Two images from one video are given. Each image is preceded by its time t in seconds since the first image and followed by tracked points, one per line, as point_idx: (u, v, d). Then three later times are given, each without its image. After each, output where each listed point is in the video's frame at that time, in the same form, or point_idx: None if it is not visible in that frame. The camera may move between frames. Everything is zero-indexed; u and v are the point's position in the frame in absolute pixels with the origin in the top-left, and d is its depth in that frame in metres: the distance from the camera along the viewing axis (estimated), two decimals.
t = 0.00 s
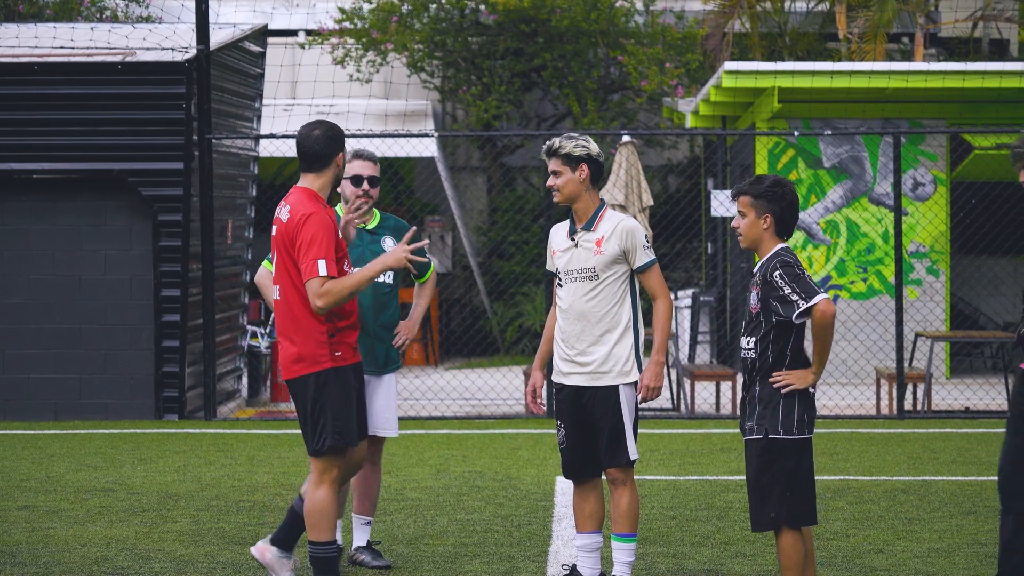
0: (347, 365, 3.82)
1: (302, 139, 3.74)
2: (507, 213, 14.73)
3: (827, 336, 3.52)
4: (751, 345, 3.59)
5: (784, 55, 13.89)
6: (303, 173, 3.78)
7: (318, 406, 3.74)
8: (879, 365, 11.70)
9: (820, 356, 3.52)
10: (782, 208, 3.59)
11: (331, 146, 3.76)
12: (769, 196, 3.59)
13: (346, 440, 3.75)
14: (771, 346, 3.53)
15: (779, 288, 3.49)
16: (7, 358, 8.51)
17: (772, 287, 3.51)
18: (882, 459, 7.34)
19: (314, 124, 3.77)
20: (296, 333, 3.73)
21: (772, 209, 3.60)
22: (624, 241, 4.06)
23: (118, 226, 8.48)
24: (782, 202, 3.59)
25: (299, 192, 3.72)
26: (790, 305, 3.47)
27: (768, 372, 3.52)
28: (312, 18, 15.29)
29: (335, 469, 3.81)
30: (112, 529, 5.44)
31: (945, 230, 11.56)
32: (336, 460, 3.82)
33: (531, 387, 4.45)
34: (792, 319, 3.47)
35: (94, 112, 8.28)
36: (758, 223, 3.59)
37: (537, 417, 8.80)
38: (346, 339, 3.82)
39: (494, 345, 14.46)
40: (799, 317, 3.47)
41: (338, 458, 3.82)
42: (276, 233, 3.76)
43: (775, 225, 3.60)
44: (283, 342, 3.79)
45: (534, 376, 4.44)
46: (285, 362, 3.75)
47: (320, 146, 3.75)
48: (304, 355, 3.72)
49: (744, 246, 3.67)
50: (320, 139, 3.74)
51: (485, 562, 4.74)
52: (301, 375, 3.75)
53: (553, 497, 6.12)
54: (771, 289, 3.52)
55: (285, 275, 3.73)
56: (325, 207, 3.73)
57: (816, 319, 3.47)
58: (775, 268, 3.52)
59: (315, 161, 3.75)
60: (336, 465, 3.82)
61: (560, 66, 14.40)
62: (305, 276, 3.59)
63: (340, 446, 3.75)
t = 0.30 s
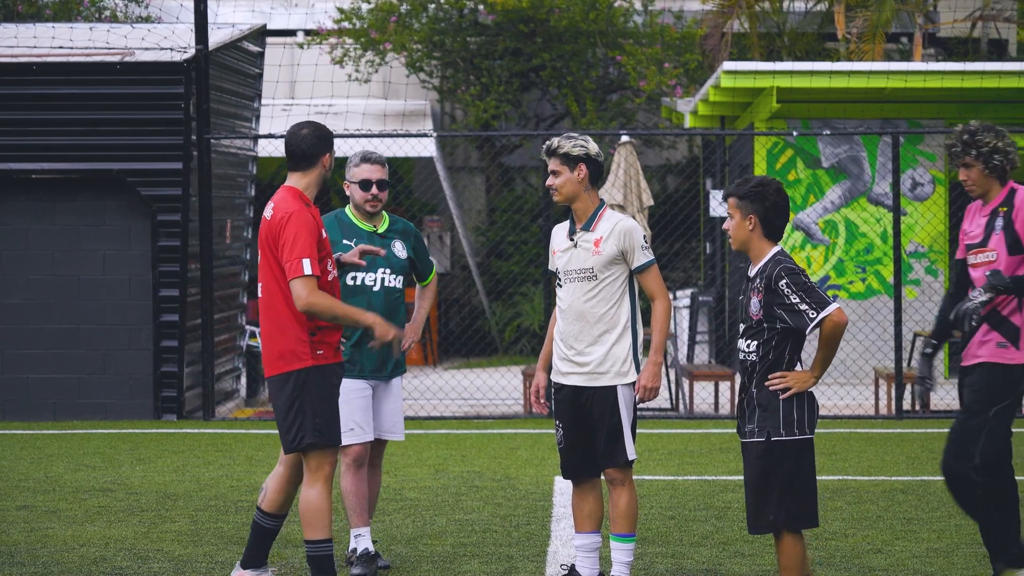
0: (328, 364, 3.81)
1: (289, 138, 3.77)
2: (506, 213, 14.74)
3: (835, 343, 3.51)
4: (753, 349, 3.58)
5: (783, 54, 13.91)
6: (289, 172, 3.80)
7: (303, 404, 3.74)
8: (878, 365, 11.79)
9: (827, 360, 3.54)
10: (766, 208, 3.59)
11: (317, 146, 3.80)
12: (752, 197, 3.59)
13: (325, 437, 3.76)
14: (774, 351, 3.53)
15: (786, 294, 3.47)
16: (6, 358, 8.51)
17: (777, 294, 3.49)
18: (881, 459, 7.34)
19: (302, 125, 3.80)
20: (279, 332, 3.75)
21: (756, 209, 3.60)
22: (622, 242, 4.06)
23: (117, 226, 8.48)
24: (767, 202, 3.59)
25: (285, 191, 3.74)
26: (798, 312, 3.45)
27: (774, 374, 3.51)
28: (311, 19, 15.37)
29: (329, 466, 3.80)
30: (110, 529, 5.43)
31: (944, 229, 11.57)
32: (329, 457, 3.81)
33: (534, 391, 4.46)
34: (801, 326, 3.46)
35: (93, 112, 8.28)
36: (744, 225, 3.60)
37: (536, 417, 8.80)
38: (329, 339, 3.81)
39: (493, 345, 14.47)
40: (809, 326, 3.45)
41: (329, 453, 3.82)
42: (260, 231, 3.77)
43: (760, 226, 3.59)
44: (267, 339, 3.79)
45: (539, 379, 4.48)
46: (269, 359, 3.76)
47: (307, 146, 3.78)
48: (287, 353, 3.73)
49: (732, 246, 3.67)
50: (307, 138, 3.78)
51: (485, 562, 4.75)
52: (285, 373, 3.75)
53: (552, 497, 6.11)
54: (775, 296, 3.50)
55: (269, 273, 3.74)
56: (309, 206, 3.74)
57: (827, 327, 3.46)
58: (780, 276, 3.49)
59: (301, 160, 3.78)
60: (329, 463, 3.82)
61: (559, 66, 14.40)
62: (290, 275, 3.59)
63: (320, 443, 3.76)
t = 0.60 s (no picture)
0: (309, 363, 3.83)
1: (278, 140, 3.82)
2: (506, 213, 14.74)
3: (834, 347, 3.50)
4: (755, 352, 3.58)
5: (783, 54, 13.92)
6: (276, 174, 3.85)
7: (287, 404, 3.77)
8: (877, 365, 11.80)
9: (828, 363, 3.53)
10: (756, 212, 3.60)
11: (304, 149, 3.85)
12: (742, 202, 3.62)
13: (309, 437, 3.80)
14: (774, 356, 3.54)
15: (782, 300, 3.46)
16: (6, 358, 8.51)
17: (773, 301, 3.49)
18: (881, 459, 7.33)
19: (290, 128, 3.86)
20: (262, 330, 3.79)
21: (748, 214, 3.61)
22: (622, 242, 4.06)
23: (117, 226, 8.48)
24: (757, 206, 3.61)
25: (270, 191, 3.78)
26: (795, 317, 3.45)
27: (777, 378, 3.51)
28: (310, 19, 15.42)
29: (318, 464, 3.81)
30: (110, 529, 5.43)
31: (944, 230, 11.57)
32: (317, 455, 3.82)
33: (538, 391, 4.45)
34: (798, 331, 3.45)
35: (93, 112, 8.28)
36: (736, 229, 3.62)
37: (536, 417, 8.81)
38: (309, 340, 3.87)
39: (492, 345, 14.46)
40: (806, 331, 3.43)
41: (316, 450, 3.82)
42: (244, 230, 3.81)
43: (752, 230, 3.60)
44: (248, 338, 3.84)
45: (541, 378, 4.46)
46: (249, 358, 3.80)
47: (294, 148, 3.83)
48: (267, 351, 3.77)
49: (727, 250, 3.70)
50: (296, 140, 3.82)
51: (484, 563, 4.75)
52: (268, 371, 3.79)
53: (552, 497, 6.12)
54: (773, 301, 3.49)
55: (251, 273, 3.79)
56: (294, 208, 3.79)
57: (825, 330, 3.45)
58: (775, 281, 3.49)
59: (288, 162, 3.84)
60: (318, 460, 3.83)
61: (559, 66, 14.41)
62: (272, 277, 3.65)
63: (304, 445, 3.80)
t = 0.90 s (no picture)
0: (286, 359, 3.94)
1: (269, 140, 3.96)
2: (506, 213, 14.74)
3: (822, 347, 3.50)
4: (745, 353, 3.58)
5: (784, 55, 13.93)
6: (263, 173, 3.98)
7: (265, 400, 3.87)
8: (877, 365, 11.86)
9: (816, 365, 3.55)
10: (748, 211, 3.60)
11: (292, 150, 3.97)
12: (735, 201, 3.61)
13: (290, 433, 3.89)
14: (763, 356, 3.54)
15: (769, 301, 3.46)
16: (6, 358, 8.51)
17: (762, 302, 3.47)
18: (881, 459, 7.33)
19: (281, 130, 3.99)
20: (241, 324, 3.89)
21: (739, 213, 3.61)
22: (622, 241, 4.06)
23: (117, 227, 8.48)
24: (749, 205, 3.60)
25: (256, 189, 3.92)
26: (784, 319, 3.44)
27: (766, 378, 3.51)
28: (311, 19, 15.45)
29: (297, 459, 3.90)
30: (110, 529, 5.43)
31: (943, 230, 11.65)
32: (298, 451, 3.91)
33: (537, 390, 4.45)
34: (786, 332, 3.44)
35: (93, 112, 8.29)
36: (728, 228, 3.61)
37: (536, 417, 8.81)
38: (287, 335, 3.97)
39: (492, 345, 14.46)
40: (794, 333, 3.43)
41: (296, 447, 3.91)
42: (228, 227, 3.93)
43: (744, 229, 3.60)
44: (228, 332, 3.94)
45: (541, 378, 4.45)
46: (228, 351, 3.89)
47: (282, 148, 3.96)
48: (248, 346, 3.87)
49: (718, 249, 3.70)
50: (284, 140, 3.95)
51: (485, 563, 4.74)
52: (246, 364, 3.89)
53: (552, 497, 6.12)
54: (761, 302, 3.48)
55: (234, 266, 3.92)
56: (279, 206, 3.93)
57: (812, 332, 3.44)
58: (764, 282, 3.47)
59: (275, 162, 3.96)
60: (298, 456, 3.91)
61: (560, 67, 14.41)
62: (257, 268, 3.78)
63: (284, 441, 3.89)
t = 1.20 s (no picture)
0: (272, 356, 3.99)
1: (266, 141, 4.01)
2: (508, 213, 14.74)
3: (778, 358, 3.47)
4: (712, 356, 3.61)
5: (785, 55, 13.94)
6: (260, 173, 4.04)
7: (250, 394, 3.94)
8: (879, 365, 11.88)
9: (775, 373, 3.51)
10: (727, 213, 3.59)
11: (288, 151, 4.02)
12: (715, 202, 3.61)
13: (280, 431, 3.95)
14: (727, 360, 3.55)
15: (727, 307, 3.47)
16: (7, 358, 8.51)
17: (723, 306, 3.49)
18: (883, 459, 7.33)
19: (279, 132, 4.04)
20: (230, 319, 3.97)
21: (718, 214, 3.61)
22: (622, 241, 4.06)
23: (117, 227, 8.48)
24: (729, 207, 3.60)
25: (252, 188, 3.98)
26: (741, 325, 3.45)
27: (728, 383, 3.53)
28: (312, 19, 15.47)
29: (289, 454, 3.96)
30: (111, 529, 5.43)
31: (944, 230, 11.75)
32: (288, 451, 3.97)
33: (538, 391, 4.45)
34: (741, 338, 3.46)
35: (94, 112, 8.30)
36: (706, 229, 3.62)
37: (537, 417, 8.81)
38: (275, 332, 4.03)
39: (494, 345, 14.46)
40: (748, 340, 3.44)
41: (287, 446, 3.96)
42: (223, 223, 4.00)
43: (722, 231, 3.60)
44: (218, 326, 4.02)
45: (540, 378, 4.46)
46: (216, 344, 3.97)
47: (279, 149, 4.01)
48: (235, 341, 3.94)
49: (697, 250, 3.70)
50: (281, 141, 4.01)
51: (486, 563, 4.74)
52: (232, 359, 3.96)
53: (553, 497, 6.12)
54: (722, 307, 3.50)
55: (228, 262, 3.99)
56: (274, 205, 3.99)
57: (763, 343, 3.43)
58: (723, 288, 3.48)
59: (271, 162, 4.02)
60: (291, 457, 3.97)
61: (561, 67, 14.40)
62: (248, 263, 3.85)
63: (276, 437, 3.95)
